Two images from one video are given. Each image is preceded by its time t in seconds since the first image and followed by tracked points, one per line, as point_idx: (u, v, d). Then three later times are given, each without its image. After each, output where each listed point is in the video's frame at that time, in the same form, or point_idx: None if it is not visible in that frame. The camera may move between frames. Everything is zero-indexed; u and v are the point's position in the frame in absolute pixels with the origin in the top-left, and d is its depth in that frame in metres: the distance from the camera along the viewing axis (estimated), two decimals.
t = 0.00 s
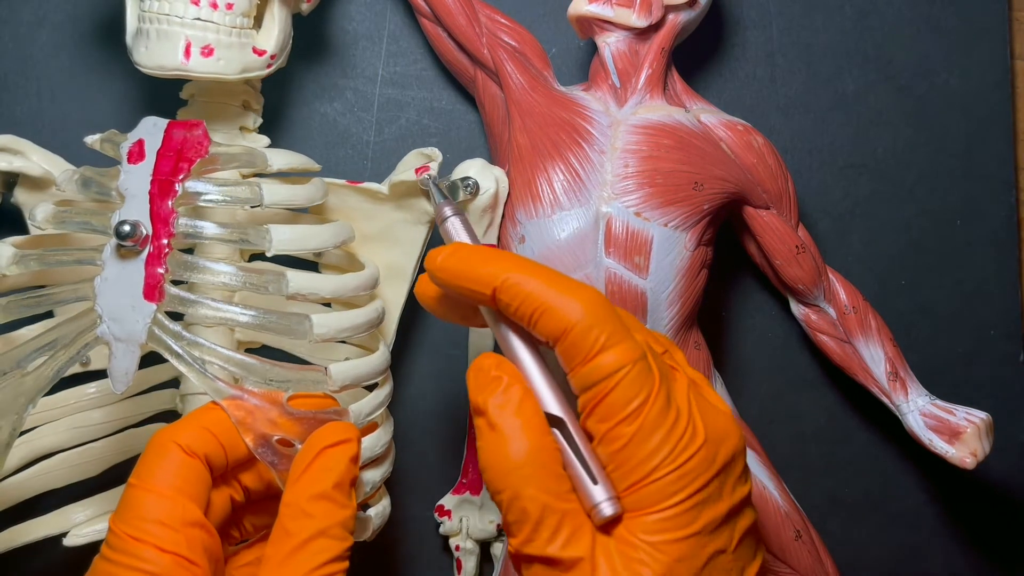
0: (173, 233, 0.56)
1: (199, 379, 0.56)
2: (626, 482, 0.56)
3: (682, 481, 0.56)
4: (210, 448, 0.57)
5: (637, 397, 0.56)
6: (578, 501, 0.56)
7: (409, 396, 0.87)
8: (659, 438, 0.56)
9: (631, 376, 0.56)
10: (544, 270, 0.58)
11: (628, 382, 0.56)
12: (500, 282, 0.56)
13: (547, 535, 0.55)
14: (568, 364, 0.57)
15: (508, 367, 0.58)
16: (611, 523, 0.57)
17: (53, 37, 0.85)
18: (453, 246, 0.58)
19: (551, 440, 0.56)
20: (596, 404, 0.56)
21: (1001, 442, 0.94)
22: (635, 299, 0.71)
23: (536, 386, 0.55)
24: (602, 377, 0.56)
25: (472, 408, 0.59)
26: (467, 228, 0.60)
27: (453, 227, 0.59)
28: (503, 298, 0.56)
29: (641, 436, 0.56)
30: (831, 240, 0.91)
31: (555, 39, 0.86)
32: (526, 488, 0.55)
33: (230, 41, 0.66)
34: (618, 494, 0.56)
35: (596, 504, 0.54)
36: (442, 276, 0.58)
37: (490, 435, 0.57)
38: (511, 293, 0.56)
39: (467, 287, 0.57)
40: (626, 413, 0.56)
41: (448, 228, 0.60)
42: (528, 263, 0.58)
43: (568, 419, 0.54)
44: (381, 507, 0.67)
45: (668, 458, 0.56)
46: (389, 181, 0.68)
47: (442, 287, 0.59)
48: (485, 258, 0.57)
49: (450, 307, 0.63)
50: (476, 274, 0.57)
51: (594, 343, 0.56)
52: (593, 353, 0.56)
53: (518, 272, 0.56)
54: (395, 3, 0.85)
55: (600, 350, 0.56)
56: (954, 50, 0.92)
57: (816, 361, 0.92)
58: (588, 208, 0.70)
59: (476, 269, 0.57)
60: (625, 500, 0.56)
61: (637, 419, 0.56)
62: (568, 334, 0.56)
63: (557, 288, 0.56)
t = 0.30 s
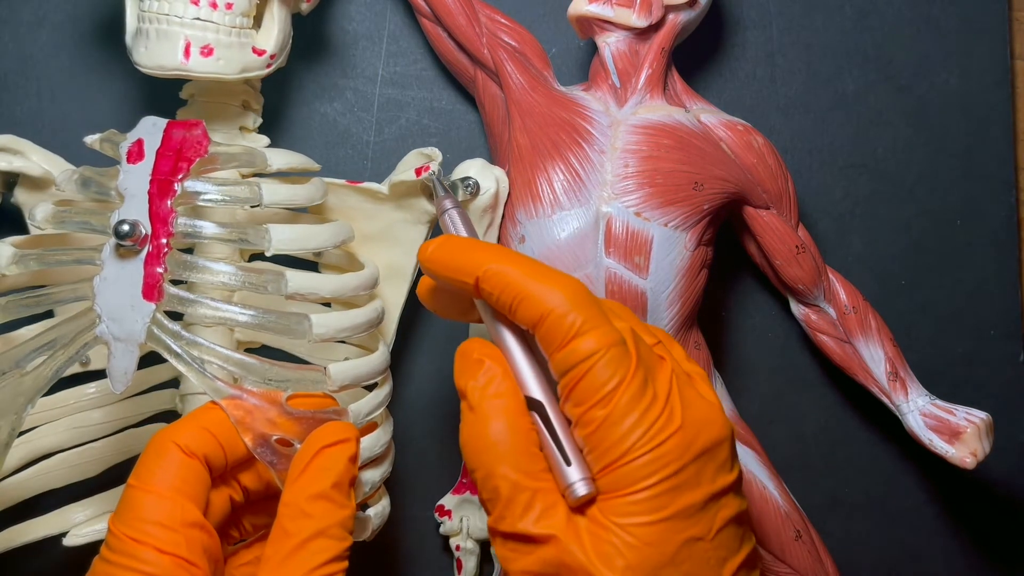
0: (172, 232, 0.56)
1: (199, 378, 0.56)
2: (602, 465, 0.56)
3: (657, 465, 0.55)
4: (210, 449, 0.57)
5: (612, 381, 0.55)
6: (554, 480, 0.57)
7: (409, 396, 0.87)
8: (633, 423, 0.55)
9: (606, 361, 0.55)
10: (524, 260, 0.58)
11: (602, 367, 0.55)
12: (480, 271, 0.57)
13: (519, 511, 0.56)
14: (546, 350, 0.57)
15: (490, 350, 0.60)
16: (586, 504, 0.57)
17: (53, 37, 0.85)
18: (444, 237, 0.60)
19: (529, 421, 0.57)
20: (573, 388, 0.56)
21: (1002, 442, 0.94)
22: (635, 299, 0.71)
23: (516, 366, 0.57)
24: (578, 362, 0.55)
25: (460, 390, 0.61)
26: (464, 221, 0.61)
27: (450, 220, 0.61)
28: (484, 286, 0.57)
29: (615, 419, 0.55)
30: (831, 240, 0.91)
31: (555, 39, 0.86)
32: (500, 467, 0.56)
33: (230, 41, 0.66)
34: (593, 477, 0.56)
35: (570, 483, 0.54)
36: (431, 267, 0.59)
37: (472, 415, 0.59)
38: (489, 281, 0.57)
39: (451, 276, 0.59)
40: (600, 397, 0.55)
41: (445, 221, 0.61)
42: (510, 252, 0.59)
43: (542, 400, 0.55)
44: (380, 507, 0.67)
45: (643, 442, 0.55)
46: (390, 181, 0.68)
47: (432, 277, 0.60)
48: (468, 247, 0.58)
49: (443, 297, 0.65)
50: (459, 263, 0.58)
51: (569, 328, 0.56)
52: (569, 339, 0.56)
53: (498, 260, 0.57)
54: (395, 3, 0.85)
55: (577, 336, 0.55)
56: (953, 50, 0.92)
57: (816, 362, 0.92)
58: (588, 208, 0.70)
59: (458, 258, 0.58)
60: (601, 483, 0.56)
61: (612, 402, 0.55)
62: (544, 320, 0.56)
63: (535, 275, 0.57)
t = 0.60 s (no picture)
0: (160, 232, 0.56)
1: (185, 377, 0.56)
2: (582, 451, 0.56)
3: (636, 451, 0.55)
4: (198, 455, 0.57)
5: (591, 366, 0.55)
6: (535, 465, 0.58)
7: (408, 395, 0.87)
8: (612, 408, 0.55)
9: (585, 347, 0.55)
10: (506, 250, 0.58)
11: (582, 353, 0.55)
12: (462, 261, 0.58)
13: (500, 494, 0.57)
14: (527, 337, 0.57)
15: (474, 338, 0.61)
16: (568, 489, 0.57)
17: (54, 37, 0.85)
18: (429, 229, 0.60)
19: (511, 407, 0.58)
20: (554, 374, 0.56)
21: (1002, 442, 0.94)
22: (634, 299, 0.71)
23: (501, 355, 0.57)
24: (556, 348, 0.55)
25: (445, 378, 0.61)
26: (453, 215, 0.62)
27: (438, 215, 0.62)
28: (466, 277, 0.58)
29: (594, 404, 0.55)
30: (831, 240, 0.91)
31: (555, 39, 0.86)
32: (481, 452, 0.57)
33: (222, 39, 0.66)
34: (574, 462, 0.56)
35: (551, 466, 0.54)
36: (416, 258, 0.60)
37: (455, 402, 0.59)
38: (471, 271, 0.57)
39: (434, 267, 0.59)
40: (579, 382, 0.55)
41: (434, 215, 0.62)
42: (491, 242, 0.59)
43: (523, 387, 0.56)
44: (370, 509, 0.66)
45: (622, 427, 0.55)
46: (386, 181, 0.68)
47: (418, 269, 0.61)
48: (451, 238, 0.59)
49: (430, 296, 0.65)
50: (442, 254, 0.59)
51: (549, 315, 0.56)
52: (548, 326, 0.56)
53: (479, 251, 0.58)
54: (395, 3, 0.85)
55: (557, 323, 0.55)
56: (954, 50, 0.92)
57: (815, 361, 0.92)
58: (588, 208, 0.70)
59: (441, 249, 0.59)
60: (582, 468, 0.56)
61: (591, 388, 0.55)
62: (525, 308, 0.56)
63: (515, 265, 0.57)
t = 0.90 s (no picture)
0: (135, 239, 0.56)
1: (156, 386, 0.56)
2: (658, 488, 0.55)
3: (716, 488, 0.54)
4: (178, 485, 0.56)
5: (666, 400, 0.54)
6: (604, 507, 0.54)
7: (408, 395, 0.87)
8: (689, 444, 0.54)
9: (660, 377, 0.54)
10: (560, 269, 0.56)
11: (658, 383, 0.54)
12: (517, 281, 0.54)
13: (579, 543, 0.53)
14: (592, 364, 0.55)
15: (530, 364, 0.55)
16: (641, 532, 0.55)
17: (54, 37, 0.85)
18: (461, 246, 0.56)
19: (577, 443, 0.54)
20: (624, 406, 0.55)
21: (1002, 442, 0.94)
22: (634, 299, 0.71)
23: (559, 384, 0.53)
24: (630, 377, 0.54)
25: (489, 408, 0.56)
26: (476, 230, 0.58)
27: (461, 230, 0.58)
28: (519, 297, 0.54)
29: (674, 439, 0.54)
30: (831, 240, 0.91)
31: (555, 39, 0.86)
32: (554, 494, 0.53)
33: (205, 44, 0.66)
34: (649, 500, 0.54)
35: (626, 508, 0.51)
36: (450, 279, 0.55)
37: (512, 436, 0.54)
38: (527, 292, 0.54)
39: (480, 288, 0.55)
40: (654, 416, 0.54)
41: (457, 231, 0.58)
42: (542, 262, 0.56)
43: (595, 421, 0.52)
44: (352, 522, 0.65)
45: (703, 464, 0.54)
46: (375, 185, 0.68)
47: (449, 287, 0.56)
48: (487, 253, 0.55)
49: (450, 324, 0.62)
50: (490, 274, 0.54)
51: (620, 341, 0.54)
52: (618, 353, 0.54)
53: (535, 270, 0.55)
54: (395, 3, 0.85)
55: (626, 350, 0.54)
56: (954, 50, 0.92)
57: (815, 361, 0.92)
58: (588, 208, 0.70)
59: (488, 266, 0.54)
60: (656, 506, 0.55)
61: (669, 420, 0.54)
62: (592, 332, 0.54)
63: (577, 285, 0.54)
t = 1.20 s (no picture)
0: (103, 305, 0.51)
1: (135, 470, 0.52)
2: (667, 540, 0.53)
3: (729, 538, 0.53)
4: None
5: (672, 449, 0.52)
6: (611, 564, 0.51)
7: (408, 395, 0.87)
8: (696, 495, 0.53)
9: (664, 420, 0.52)
10: (555, 306, 0.54)
11: (662, 426, 0.52)
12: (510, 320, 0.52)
13: None
14: (592, 408, 0.53)
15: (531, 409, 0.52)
16: None
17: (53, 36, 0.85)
18: (445, 285, 0.53)
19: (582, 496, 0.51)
20: (628, 453, 0.53)
21: (1002, 442, 0.95)
22: (635, 299, 0.71)
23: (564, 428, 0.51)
24: (634, 422, 0.52)
25: (487, 455, 0.53)
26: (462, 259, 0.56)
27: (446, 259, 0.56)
28: (512, 338, 0.52)
29: (682, 488, 0.53)
30: (831, 240, 0.91)
31: (555, 39, 0.86)
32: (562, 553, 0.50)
33: (169, 74, 0.59)
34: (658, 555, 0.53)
35: (633, 564, 0.47)
36: (436, 322, 0.53)
37: (511, 489, 0.51)
38: (521, 332, 0.52)
39: (469, 331, 0.52)
40: (660, 465, 0.52)
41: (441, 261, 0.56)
42: (536, 299, 0.54)
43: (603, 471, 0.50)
44: None
45: (713, 515, 0.53)
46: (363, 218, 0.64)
47: (432, 328, 0.54)
48: (476, 292, 0.53)
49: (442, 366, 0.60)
50: (480, 314, 0.52)
51: (622, 382, 0.52)
52: (620, 396, 0.52)
53: (527, 308, 0.52)
54: (395, 3, 0.84)
55: (628, 392, 0.52)
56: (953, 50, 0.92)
57: (815, 361, 0.92)
58: (588, 208, 0.70)
59: (478, 306, 0.52)
60: (665, 561, 0.53)
61: (676, 468, 0.53)
62: (591, 373, 0.52)
63: (572, 324, 0.53)
